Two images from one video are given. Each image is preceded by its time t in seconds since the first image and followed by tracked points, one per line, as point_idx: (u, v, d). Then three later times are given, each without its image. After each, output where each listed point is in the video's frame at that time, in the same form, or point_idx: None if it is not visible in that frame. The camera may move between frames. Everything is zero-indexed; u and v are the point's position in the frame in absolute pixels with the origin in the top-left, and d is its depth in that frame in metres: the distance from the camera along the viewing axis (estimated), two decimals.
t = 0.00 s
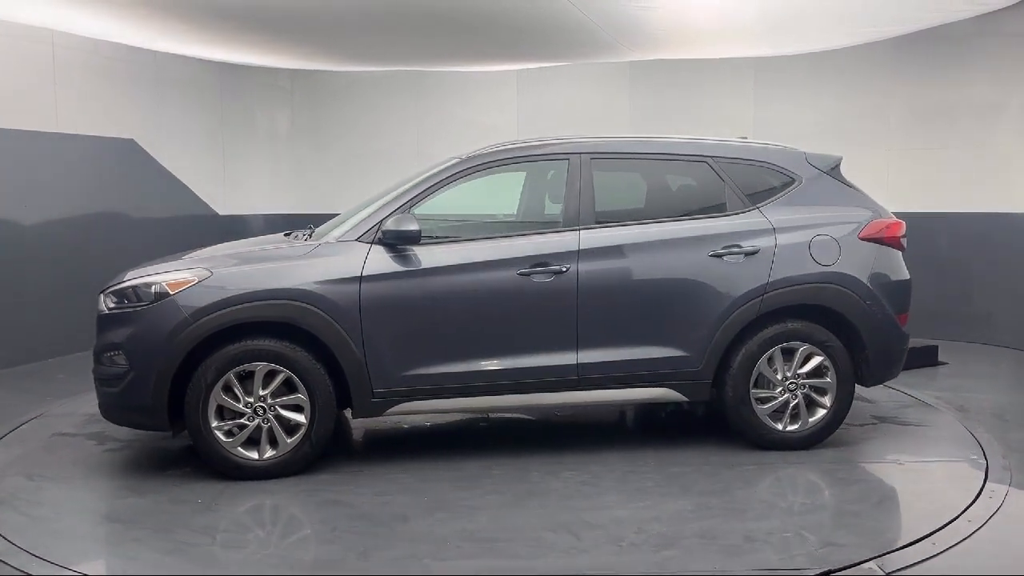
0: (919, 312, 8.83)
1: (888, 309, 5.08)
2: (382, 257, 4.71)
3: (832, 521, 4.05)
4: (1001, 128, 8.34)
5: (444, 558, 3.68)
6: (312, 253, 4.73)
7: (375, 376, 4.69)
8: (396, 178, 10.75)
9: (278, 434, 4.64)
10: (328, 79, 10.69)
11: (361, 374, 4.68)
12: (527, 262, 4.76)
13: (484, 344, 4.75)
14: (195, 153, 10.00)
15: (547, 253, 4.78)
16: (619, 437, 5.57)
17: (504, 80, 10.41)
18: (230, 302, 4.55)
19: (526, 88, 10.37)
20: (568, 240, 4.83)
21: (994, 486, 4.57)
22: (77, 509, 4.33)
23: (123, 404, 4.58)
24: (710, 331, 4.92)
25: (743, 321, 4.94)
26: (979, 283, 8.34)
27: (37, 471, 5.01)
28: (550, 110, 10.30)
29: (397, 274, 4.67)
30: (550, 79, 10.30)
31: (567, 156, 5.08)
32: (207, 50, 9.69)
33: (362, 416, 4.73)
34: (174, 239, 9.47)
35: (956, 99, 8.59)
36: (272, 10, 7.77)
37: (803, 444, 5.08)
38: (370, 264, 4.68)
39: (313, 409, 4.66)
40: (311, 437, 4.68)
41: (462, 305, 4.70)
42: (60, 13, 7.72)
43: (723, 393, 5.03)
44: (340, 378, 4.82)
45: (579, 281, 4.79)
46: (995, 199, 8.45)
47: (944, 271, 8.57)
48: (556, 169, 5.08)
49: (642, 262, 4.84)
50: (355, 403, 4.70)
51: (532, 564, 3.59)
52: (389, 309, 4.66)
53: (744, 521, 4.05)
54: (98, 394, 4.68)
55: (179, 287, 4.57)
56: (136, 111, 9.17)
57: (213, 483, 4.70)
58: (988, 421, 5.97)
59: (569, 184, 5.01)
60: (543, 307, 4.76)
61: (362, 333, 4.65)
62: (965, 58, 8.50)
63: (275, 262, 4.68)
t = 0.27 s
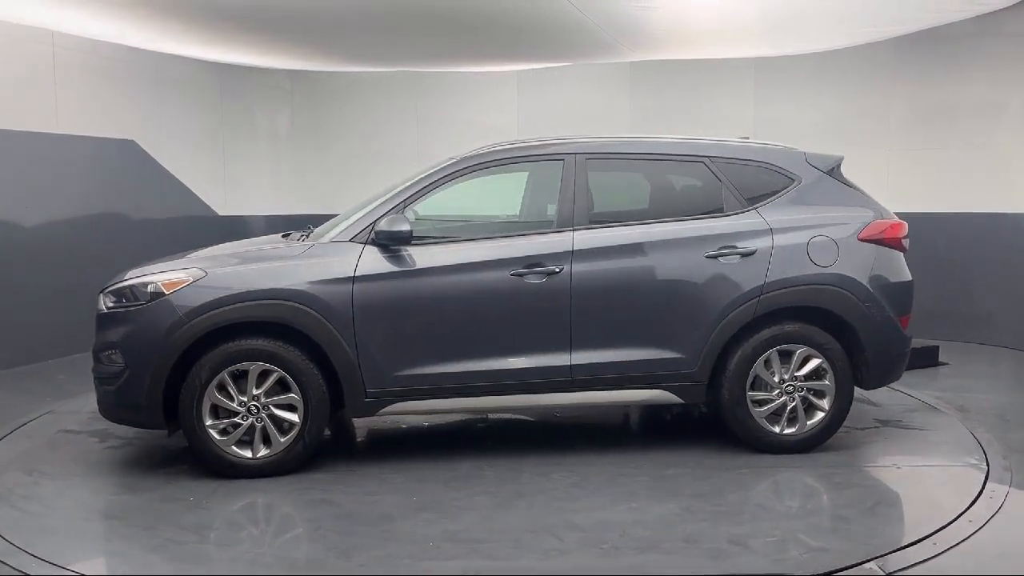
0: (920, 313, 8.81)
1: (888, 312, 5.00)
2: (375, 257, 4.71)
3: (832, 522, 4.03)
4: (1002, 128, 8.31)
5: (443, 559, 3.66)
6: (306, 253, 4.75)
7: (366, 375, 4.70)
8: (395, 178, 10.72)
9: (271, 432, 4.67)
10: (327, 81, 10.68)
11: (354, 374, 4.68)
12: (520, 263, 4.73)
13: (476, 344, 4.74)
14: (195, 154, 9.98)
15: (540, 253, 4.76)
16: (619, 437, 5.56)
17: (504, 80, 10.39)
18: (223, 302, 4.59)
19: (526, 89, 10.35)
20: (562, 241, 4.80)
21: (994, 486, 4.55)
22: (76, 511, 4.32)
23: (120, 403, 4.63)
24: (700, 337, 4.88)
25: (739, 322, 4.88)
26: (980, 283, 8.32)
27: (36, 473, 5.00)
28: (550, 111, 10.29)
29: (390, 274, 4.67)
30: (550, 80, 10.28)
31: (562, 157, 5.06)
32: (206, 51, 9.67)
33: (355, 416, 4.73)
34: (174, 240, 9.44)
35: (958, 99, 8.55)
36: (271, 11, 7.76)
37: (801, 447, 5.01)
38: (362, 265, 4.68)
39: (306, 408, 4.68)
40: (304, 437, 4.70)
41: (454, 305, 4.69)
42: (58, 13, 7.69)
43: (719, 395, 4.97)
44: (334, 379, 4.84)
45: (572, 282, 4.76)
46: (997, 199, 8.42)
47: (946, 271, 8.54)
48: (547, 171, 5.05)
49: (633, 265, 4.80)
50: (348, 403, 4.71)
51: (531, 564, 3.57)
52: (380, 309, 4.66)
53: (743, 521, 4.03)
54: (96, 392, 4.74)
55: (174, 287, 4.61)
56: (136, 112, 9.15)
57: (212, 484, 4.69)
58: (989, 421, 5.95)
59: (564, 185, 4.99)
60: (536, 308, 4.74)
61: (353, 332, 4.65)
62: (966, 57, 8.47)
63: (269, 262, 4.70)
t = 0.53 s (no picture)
0: (921, 314, 8.78)
1: (887, 315, 4.91)
2: (368, 258, 4.71)
3: (827, 521, 4.03)
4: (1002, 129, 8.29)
5: (439, 558, 3.66)
6: (300, 254, 4.76)
7: (359, 374, 4.69)
8: (394, 179, 10.70)
9: (265, 432, 4.68)
10: (327, 81, 10.67)
11: (346, 375, 4.68)
12: (514, 265, 4.71)
13: (470, 344, 4.72)
14: (196, 155, 9.96)
15: (533, 254, 4.73)
16: (618, 437, 5.56)
17: (505, 81, 10.37)
18: (217, 302, 4.60)
19: (526, 89, 10.34)
20: (556, 241, 4.78)
21: (995, 487, 4.52)
22: (74, 509, 4.34)
23: (115, 402, 4.66)
24: (697, 338, 4.82)
25: (736, 324, 4.82)
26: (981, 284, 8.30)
27: (36, 471, 5.04)
28: (550, 112, 10.27)
29: (383, 275, 4.66)
30: (549, 80, 10.27)
31: (556, 157, 5.03)
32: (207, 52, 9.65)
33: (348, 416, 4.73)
34: (175, 241, 9.42)
35: (959, 100, 8.52)
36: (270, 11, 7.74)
37: (798, 451, 4.96)
38: (356, 266, 4.68)
39: (299, 408, 4.69)
40: (297, 437, 4.71)
41: (447, 305, 4.68)
42: (58, 14, 7.68)
43: (715, 397, 4.92)
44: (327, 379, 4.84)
45: (566, 283, 4.73)
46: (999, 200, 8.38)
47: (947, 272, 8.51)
48: (536, 173, 5.04)
49: (628, 266, 4.76)
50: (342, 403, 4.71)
51: (528, 564, 3.58)
52: (372, 308, 4.65)
53: (739, 521, 4.03)
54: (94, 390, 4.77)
55: (169, 287, 4.63)
56: (136, 113, 9.14)
57: (208, 483, 4.70)
58: (990, 421, 5.93)
59: (559, 186, 4.96)
60: (529, 309, 4.71)
61: (346, 331, 4.65)
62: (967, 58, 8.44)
63: (264, 262, 4.71)
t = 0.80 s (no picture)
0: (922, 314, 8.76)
1: (886, 317, 4.84)
2: (361, 259, 4.71)
3: (820, 520, 4.04)
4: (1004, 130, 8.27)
5: (431, 557, 3.67)
6: (294, 254, 4.77)
7: (353, 374, 4.69)
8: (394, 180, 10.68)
9: (259, 431, 4.70)
10: (326, 81, 10.64)
11: (339, 375, 4.69)
12: (507, 265, 4.70)
13: (464, 345, 4.71)
14: (196, 156, 9.96)
15: (526, 255, 4.71)
16: (616, 437, 5.58)
17: (505, 82, 10.35)
18: (210, 302, 4.63)
19: (526, 90, 10.33)
20: (550, 241, 4.76)
21: (996, 488, 4.50)
22: (72, 507, 4.39)
23: (112, 401, 4.71)
24: (691, 339, 4.78)
25: (731, 325, 4.78)
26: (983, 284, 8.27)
27: (37, 469, 5.09)
28: (550, 112, 10.26)
29: (375, 275, 4.66)
30: (550, 80, 10.26)
31: (551, 157, 5.01)
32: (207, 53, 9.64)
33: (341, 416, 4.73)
34: (175, 242, 9.40)
35: (961, 100, 8.49)
36: (267, 12, 7.71)
37: (795, 454, 4.88)
38: (348, 266, 4.68)
39: (292, 408, 4.71)
40: (290, 436, 4.73)
41: (440, 306, 4.67)
42: (57, 15, 7.66)
43: (710, 400, 4.86)
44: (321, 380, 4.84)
45: (559, 284, 4.71)
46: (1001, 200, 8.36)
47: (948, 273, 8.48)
48: (537, 172, 5.01)
49: (621, 267, 4.72)
50: (334, 404, 4.72)
51: (519, 562, 3.59)
52: (365, 308, 4.66)
53: (731, 520, 4.05)
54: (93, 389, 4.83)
55: (164, 287, 4.67)
56: (136, 114, 9.13)
57: (206, 482, 4.73)
58: (991, 422, 5.91)
59: (551, 188, 4.94)
60: (522, 310, 4.70)
61: (338, 331, 4.66)
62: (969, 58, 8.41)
63: (259, 262, 4.73)
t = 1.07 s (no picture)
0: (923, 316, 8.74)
1: (885, 319, 4.75)
2: (354, 260, 4.74)
3: (812, 520, 4.06)
4: (1003, 131, 8.25)
5: (424, 556, 3.69)
6: (288, 255, 4.81)
7: (347, 375, 4.72)
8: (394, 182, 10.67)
9: (253, 430, 4.75)
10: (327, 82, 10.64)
11: (332, 374, 4.72)
12: (499, 266, 4.69)
13: (460, 346, 4.71)
14: (197, 158, 9.95)
15: (518, 257, 4.70)
16: (614, 437, 5.59)
17: (505, 83, 10.33)
18: (206, 302, 4.68)
19: (527, 90, 10.32)
20: (542, 244, 4.74)
21: (997, 489, 4.49)
22: (70, 506, 4.43)
23: (110, 400, 4.77)
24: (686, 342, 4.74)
25: (727, 327, 4.73)
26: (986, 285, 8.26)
27: (37, 468, 5.14)
28: (550, 114, 10.24)
29: (369, 276, 4.69)
30: (551, 81, 10.24)
31: (545, 159, 4.99)
32: (208, 54, 9.62)
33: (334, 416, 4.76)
34: (176, 243, 9.38)
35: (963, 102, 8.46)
36: (267, 14, 7.70)
37: (792, 459, 4.82)
38: (342, 268, 4.72)
39: (286, 408, 4.74)
40: (284, 436, 4.76)
41: (433, 307, 4.68)
42: (57, 17, 7.63)
43: (705, 403, 4.82)
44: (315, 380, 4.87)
45: (551, 286, 4.69)
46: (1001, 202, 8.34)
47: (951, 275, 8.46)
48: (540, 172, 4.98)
49: (614, 269, 4.69)
50: (328, 404, 4.75)
51: (512, 562, 3.61)
52: (358, 309, 4.69)
53: (723, 520, 4.07)
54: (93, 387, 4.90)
55: (161, 287, 4.73)
56: (136, 116, 9.11)
57: (203, 481, 4.77)
58: (990, 423, 5.90)
59: (543, 189, 4.92)
60: (515, 311, 4.69)
61: (332, 331, 4.69)
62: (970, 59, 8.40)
63: (254, 263, 4.78)
